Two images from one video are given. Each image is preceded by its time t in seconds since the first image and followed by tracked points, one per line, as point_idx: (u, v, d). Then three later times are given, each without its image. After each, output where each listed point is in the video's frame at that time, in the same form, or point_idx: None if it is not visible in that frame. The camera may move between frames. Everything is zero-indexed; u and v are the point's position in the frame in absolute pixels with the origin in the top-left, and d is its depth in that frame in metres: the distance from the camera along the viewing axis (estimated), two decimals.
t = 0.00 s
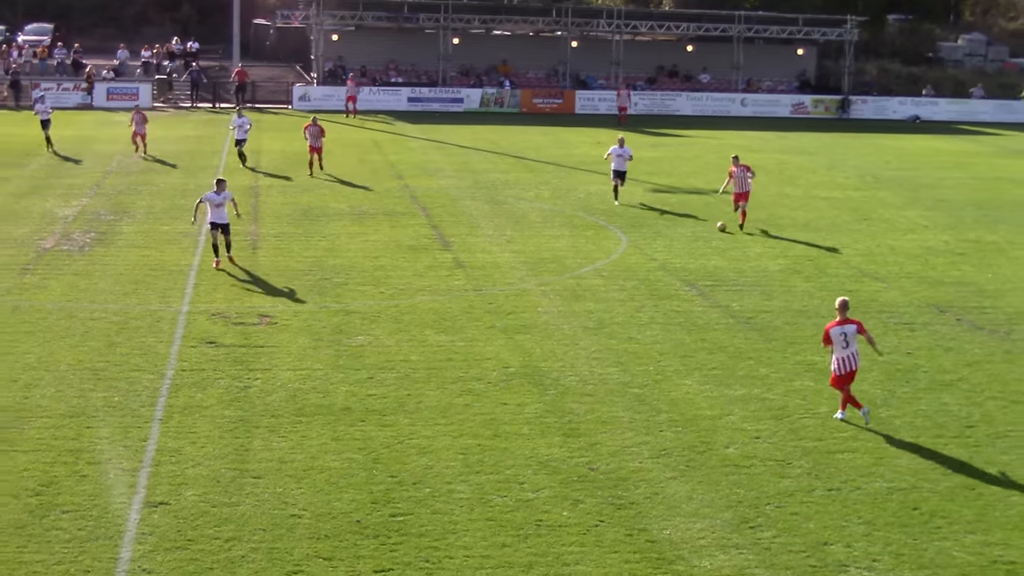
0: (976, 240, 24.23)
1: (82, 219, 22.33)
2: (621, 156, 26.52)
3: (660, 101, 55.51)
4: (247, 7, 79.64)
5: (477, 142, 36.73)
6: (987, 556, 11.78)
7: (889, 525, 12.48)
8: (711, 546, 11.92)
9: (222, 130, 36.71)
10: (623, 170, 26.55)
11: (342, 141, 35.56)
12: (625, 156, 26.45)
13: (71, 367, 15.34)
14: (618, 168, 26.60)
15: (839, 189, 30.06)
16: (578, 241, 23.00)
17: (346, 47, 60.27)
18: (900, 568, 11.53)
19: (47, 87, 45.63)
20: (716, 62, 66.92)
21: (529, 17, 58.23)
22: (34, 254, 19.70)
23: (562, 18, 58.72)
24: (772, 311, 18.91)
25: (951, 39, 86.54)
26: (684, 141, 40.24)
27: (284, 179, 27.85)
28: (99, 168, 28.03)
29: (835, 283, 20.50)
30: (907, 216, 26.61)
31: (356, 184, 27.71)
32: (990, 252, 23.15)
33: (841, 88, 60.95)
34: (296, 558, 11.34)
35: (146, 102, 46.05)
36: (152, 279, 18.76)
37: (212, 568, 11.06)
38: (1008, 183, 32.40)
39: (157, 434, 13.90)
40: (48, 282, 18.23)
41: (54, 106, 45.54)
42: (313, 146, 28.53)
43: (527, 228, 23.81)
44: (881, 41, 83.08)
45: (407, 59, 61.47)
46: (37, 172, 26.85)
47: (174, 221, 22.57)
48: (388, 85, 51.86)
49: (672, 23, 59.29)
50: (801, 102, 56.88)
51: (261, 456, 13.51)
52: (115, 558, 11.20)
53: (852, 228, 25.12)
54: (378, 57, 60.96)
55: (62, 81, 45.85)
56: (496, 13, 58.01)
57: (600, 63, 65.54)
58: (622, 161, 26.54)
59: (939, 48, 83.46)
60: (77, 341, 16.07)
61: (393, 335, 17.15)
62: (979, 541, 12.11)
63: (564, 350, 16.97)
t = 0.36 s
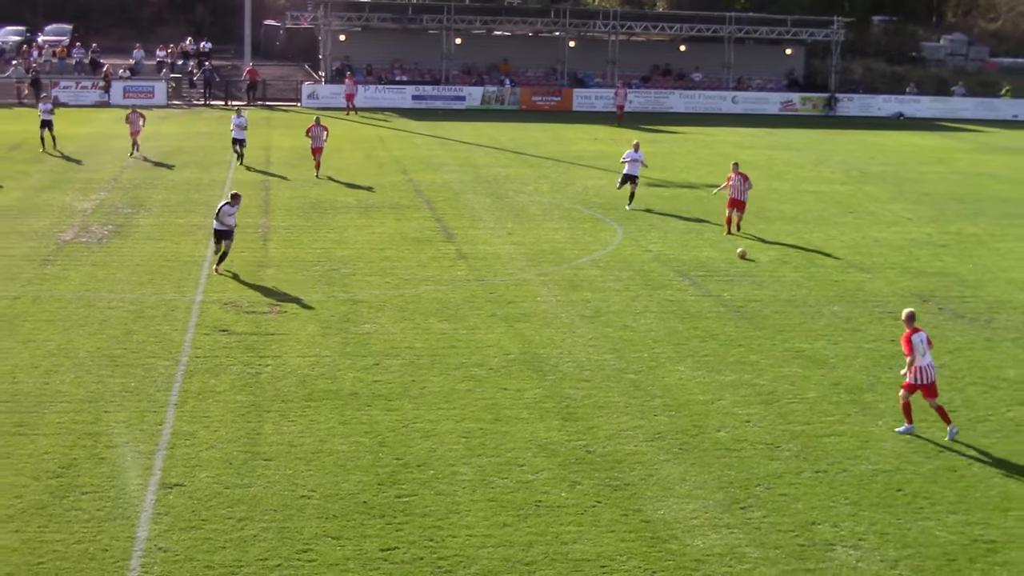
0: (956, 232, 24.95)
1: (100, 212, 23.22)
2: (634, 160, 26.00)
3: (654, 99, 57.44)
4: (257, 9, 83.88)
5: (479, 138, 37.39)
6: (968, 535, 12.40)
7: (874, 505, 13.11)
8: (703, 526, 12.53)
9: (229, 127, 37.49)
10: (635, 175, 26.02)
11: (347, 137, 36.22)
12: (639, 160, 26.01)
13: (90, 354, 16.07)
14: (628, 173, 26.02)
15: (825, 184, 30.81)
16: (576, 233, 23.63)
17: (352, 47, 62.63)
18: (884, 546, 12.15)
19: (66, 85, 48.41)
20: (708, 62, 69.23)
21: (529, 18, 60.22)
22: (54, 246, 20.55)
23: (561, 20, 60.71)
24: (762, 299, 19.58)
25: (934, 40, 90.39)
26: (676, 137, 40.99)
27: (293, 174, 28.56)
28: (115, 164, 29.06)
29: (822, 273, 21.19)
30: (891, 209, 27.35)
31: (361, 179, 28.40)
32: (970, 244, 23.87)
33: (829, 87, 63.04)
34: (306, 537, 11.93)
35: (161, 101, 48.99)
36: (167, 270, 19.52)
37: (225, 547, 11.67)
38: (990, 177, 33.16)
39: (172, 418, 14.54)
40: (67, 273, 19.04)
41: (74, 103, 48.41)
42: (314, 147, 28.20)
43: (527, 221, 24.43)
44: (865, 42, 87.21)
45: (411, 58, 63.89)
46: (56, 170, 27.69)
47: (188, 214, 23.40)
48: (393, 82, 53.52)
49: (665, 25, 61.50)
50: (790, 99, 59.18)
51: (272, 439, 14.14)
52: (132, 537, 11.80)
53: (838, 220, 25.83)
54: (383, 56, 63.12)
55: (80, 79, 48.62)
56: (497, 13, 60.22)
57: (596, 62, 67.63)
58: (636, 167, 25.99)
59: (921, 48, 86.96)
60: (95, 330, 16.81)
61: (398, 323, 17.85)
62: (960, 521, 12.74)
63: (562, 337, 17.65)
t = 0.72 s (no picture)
0: (938, 225, 25.71)
1: (116, 205, 24.28)
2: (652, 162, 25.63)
3: (648, 96, 59.39)
4: (266, 10, 86.35)
5: (479, 134, 38.10)
6: (948, 515, 13.05)
7: (859, 486, 13.75)
8: (695, 506, 13.16)
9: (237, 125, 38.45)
10: (654, 178, 25.61)
11: (352, 133, 37.00)
12: (656, 162, 25.64)
13: (107, 341, 16.82)
14: (646, 175, 25.48)
15: (812, 178, 31.59)
16: (573, 225, 24.32)
17: (360, 47, 64.98)
18: (868, 526, 12.78)
19: (84, 83, 50.34)
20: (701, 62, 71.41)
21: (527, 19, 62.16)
22: (72, 238, 21.53)
23: (558, 20, 62.08)
24: (752, 289, 20.28)
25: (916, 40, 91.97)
26: (669, 132, 41.76)
27: (300, 169, 29.42)
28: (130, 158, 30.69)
29: (809, 264, 21.90)
30: (875, 203, 28.12)
31: (366, 173, 29.18)
32: (952, 236, 24.61)
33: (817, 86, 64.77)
34: (313, 517, 12.55)
35: (174, 98, 50.94)
36: (180, 262, 20.38)
37: (237, 526, 12.29)
38: (971, 172, 34.00)
39: (185, 403, 15.21)
40: (84, 264, 19.94)
41: (91, 101, 50.29)
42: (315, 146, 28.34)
43: (526, 214, 25.09)
44: (852, 41, 88.95)
45: (415, 58, 66.10)
46: (72, 167, 28.77)
47: (201, 208, 24.38)
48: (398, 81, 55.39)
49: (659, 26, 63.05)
50: (779, 99, 60.21)
51: (281, 424, 14.79)
52: (147, 517, 12.42)
53: (825, 213, 26.62)
54: (388, 55, 65.57)
55: (97, 78, 50.60)
56: (497, 15, 62.65)
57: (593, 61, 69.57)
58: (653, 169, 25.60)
59: (904, 48, 87.50)
60: (111, 318, 17.58)
61: (403, 312, 18.57)
62: (941, 502, 13.38)
63: (560, 324, 18.34)
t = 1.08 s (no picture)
0: (920, 216, 26.48)
1: (130, 198, 25.38)
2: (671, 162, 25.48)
3: (641, 92, 61.31)
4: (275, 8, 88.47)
5: (478, 128, 38.80)
6: (929, 494, 13.63)
7: (843, 467, 14.35)
8: (685, 486, 13.73)
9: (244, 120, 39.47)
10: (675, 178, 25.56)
11: (355, 127, 37.77)
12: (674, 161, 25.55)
13: (121, 327, 17.57)
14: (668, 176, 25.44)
15: (798, 171, 32.37)
16: (569, 215, 25.01)
17: (363, 45, 66.13)
18: (852, 505, 13.33)
19: (99, 79, 52.22)
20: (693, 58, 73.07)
21: (526, 18, 63.62)
22: (87, 229, 22.55)
23: (555, 19, 64.22)
24: (741, 277, 20.99)
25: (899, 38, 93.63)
26: (660, 127, 42.50)
27: (307, 163, 30.32)
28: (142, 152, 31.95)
29: (796, 254, 22.61)
30: (859, 195, 28.93)
31: (369, 166, 29.98)
32: (933, 227, 25.40)
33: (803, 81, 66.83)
34: (319, 495, 13.07)
35: (186, 94, 52.85)
36: (191, 251, 21.26)
37: (245, 504, 12.79)
38: (951, 166, 34.86)
39: (196, 386, 15.86)
40: (99, 254, 20.89)
41: (106, 96, 52.20)
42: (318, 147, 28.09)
43: (524, 205, 25.75)
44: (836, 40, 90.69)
45: (416, 54, 67.49)
46: (86, 162, 29.85)
47: (212, 200, 25.38)
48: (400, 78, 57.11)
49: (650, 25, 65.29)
50: (767, 94, 62.64)
51: (289, 406, 15.42)
52: (160, 496, 12.92)
53: (811, 205, 27.42)
54: (391, 53, 66.82)
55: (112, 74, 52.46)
56: (496, 14, 64.28)
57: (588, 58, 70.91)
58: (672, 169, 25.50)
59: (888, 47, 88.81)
60: (125, 306, 18.37)
61: (405, 298, 19.28)
62: (922, 482, 13.98)
63: (556, 311, 19.02)
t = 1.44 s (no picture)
0: (898, 206, 27.28)
1: (139, 188, 26.14)
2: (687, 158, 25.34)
3: (631, 86, 62.55)
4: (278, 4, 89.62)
5: (474, 121, 39.49)
6: (906, 473, 14.32)
7: (823, 447, 15.04)
8: (673, 465, 14.40)
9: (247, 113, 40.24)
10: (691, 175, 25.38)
11: (355, 120, 38.49)
12: (690, 159, 25.44)
13: (129, 313, 18.25)
14: (685, 172, 25.19)
15: (783, 163, 33.14)
16: (560, 204, 25.71)
17: (364, 40, 67.05)
18: (833, 483, 14.01)
19: (109, 74, 53.56)
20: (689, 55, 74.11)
21: (521, 14, 64.79)
22: (97, 218, 23.29)
23: (548, 16, 65.43)
24: (726, 264, 21.72)
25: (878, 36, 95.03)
26: (648, 120, 43.19)
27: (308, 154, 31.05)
28: (153, 145, 32.87)
29: (779, 241, 23.34)
30: (841, 185, 29.73)
31: (368, 157, 30.67)
32: (910, 217, 26.20)
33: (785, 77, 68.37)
34: (321, 474, 13.70)
35: (192, 88, 54.31)
36: (198, 239, 22.00)
37: (250, 483, 13.41)
38: (927, 157, 35.72)
39: (202, 369, 16.53)
40: (109, 242, 21.61)
41: (115, 91, 53.59)
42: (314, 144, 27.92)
43: (518, 194, 26.44)
44: (818, 36, 91.15)
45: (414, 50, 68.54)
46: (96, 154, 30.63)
47: (218, 190, 26.13)
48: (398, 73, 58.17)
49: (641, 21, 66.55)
50: (751, 88, 64.07)
51: (291, 388, 16.10)
52: (168, 475, 13.54)
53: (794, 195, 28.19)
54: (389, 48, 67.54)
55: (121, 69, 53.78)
56: (493, 10, 65.52)
57: (578, 51, 71.15)
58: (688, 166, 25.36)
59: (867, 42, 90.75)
60: (134, 292, 19.06)
61: (403, 285, 19.99)
62: (899, 461, 14.67)
63: (548, 297, 19.70)
